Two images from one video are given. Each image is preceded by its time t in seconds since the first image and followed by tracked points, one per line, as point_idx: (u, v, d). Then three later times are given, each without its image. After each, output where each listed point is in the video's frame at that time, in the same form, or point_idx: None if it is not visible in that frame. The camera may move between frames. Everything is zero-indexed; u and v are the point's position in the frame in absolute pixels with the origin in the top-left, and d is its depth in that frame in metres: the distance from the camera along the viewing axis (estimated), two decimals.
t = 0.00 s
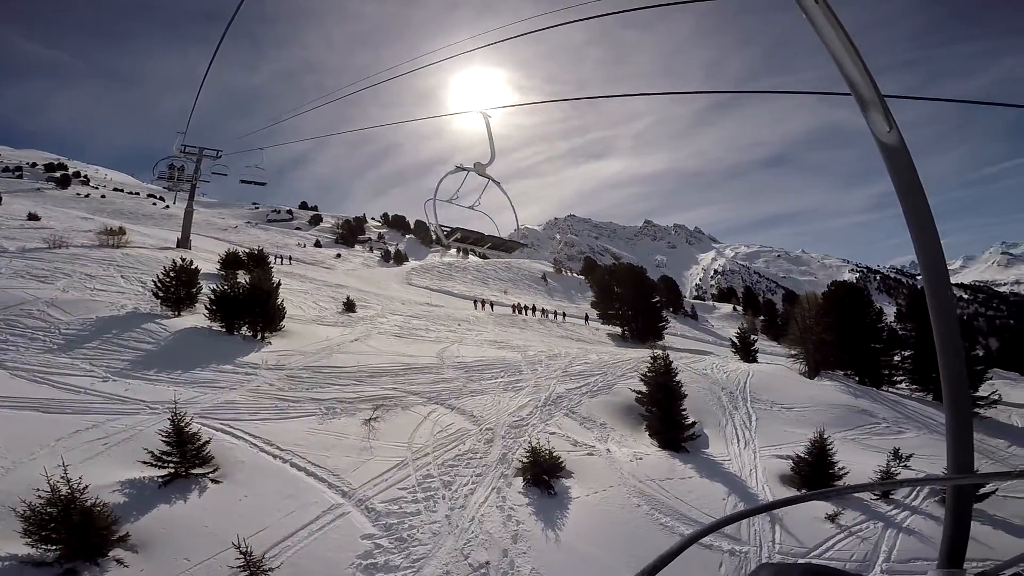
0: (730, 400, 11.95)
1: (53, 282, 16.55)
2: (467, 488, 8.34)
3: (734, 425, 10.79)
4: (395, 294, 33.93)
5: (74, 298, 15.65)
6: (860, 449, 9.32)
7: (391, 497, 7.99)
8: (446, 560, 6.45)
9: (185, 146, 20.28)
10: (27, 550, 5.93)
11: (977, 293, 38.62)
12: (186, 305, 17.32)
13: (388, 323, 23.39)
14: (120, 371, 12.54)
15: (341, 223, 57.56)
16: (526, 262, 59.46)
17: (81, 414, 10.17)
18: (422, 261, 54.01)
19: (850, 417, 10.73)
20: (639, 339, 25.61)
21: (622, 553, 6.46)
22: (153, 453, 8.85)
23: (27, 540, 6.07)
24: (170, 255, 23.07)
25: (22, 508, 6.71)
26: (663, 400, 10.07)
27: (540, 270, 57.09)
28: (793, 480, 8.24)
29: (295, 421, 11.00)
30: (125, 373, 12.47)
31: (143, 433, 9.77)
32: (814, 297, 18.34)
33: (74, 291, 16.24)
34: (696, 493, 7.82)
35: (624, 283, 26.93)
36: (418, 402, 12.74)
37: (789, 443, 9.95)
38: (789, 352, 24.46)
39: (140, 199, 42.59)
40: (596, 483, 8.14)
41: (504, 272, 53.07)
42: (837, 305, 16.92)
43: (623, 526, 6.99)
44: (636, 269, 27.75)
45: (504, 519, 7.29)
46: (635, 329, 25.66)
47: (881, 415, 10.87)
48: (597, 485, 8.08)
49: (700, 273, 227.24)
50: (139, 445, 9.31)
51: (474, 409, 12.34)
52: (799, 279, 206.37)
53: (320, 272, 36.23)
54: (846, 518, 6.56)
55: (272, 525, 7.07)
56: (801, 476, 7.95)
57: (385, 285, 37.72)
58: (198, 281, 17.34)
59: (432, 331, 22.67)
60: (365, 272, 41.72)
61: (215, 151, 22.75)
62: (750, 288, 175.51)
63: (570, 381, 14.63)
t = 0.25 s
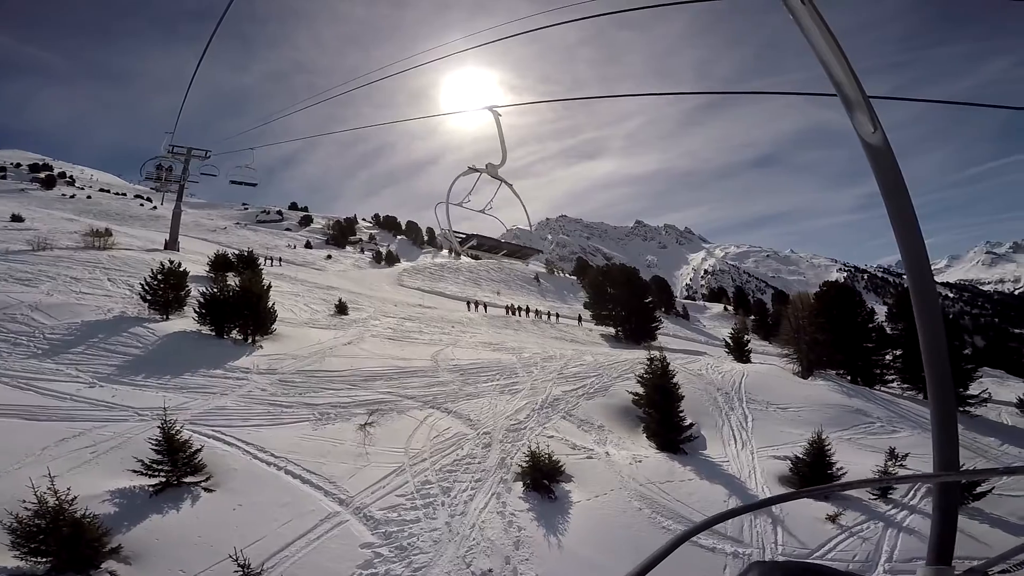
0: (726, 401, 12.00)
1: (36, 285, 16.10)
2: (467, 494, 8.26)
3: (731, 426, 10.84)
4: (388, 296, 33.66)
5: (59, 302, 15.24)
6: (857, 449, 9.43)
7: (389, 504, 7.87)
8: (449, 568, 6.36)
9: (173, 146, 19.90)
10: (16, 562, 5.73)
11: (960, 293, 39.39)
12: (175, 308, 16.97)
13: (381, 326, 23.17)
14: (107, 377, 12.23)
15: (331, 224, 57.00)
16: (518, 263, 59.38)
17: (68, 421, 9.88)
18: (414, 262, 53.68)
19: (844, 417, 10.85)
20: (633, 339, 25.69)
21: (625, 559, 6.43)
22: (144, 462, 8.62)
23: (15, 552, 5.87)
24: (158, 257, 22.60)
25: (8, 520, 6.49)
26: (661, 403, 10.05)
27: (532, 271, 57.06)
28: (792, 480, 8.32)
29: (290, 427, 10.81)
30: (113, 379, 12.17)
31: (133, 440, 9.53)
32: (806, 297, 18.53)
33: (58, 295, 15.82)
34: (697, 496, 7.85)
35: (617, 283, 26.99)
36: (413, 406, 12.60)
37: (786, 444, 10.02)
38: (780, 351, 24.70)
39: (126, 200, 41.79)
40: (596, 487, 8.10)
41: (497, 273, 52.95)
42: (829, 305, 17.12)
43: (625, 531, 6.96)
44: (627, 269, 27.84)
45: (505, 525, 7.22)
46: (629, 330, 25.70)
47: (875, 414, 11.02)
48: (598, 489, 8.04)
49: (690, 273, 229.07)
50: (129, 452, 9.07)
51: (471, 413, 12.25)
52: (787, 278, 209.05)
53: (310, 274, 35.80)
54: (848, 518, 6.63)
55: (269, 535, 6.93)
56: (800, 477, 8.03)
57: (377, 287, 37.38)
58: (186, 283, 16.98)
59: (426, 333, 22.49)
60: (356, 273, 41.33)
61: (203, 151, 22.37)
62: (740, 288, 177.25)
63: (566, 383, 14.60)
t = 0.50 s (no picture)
0: (724, 402, 12.07)
1: (18, 290, 15.66)
2: (469, 500, 8.18)
3: (729, 426, 10.90)
4: (380, 298, 33.35)
5: (42, 307, 14.83)
6: (855, 448, 9.53)
7: (390, 512, 7.76)
8: None
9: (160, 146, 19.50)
10: None
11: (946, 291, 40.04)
12: (164, 313, 16.62)
13: (374, 329, 22.92)
14: (95, 384, 11.91)
15: (322, 225, 56.40)
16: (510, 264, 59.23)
17: (54, 430, 9.60)
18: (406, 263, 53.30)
19: (841, 416, 10.96)
20: (627, 340, 25.84)
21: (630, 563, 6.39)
22: (135, 472, 8.40)
23: (4, 568, 5.66)
24: (145, 260, 22.13)
25: None
26: (660, 405, 10.05)
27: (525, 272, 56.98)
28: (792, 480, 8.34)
29: (284, 433, 10.61)
30: (101, 386, 11.85)
31: (123, 449, 9.27)
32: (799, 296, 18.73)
33: (42, 299, 15.41)
34: (700, 498, 7.87)
35: (611, 284, 26.99)
36: (410, 411, 12.47)
37: (784, 444, 10.09)
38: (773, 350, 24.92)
39: (111, 202, 40.93)
40: (598, 492, 8.06)
41: (489, 274, 52.77)
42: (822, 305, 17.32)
43: (629, 535, 6.94)
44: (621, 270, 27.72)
45: (507, 532, 7.14)
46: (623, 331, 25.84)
47: (870, 413, 11.17)
48: (600, 493, 8.00)
49: (680, 273, 230.84)
50: (118, 462, 8.82)
51: (469, 417, 12.15)
52: (775, 277, 211.69)
53: (301, 276, 35.34)
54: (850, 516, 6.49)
55: (267, 546, 6.78)
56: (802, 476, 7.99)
57: (369, 289, 37.01)
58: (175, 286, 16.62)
59: (420, 336, 22.29)
60: (347, 275, 40.89)
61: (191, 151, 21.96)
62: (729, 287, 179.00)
63: (564, 385, 14.57)
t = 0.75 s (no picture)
0: (720, 403, 12.11)
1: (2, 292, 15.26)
2: (469, 506, 8.10)
3: (726, 428, 10.93)
4: (374, 300, 33.11)
5: (28, 309, 14.47)
6: (851, 449, 9.63)
7: (389, 519, 7.65)
8: None
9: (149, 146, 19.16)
10: None
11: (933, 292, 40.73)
12: (153, 315, 16.30)
13: (369, 331, 22.73)
14: (83, 389, 11.64)
15: (314, 226, 55.92)
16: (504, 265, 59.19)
17: (41, 437, 9.35)
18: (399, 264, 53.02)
19: (836, 417, 11.06)
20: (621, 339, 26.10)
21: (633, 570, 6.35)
22: (126, 480, 8.19)
23: None
24: (134, 261, 21.72)
25: None
26: (659, 407, 10.02)
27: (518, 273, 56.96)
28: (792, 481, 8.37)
29: (279, 439, 10.45)
30: (89, 391, 11.60)
31: (113, 455, 9.06)
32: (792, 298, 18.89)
33: (28, 302, 15.04)
34: (702, 500, 7.92)
35: (606, 284, 27.04)
36: (406, 415, 12.35)
37: (781, 445, 10.15)
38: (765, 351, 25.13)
39: (99, 202, 40.26)
40: (598, 496, 8.01)
41: (483, 275, 52.68)
42: (816, 306, 17.49)
43: (631, 541, 6.89)
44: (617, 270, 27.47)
45: (510, 538, 7.08)
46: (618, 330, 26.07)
47: (865, 413, 11.29)
48: (600, 498, 7.95)
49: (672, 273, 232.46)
50: (109, 469, 8.61)
51: (466, 421, 12.06)
52: (765, 277, 213.50)
53: (293, 277, 34.98)
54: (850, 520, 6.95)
55: (264, 556, 6.64)
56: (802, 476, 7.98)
57: (362, 290, 36.70)
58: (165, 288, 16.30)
59: (415, 338, 22.15)
60: (340, 276, 40.56)
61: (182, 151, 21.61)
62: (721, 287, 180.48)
63: (560, 388, 14.53)
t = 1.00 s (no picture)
0: (718, 405, 12.15)
1: None
2: (471, 513, 8.03)
3: (725, 430, 10.96)
4: (368, 302, 32.83)
5: (13, 314, 14.11)
6: (850, 451, 9.70)
7: (390, 528, 7.55)
8: None
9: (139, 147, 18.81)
10: None
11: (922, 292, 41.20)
12: (143, 320, 15.98)
13: (363, 334, 22.49)
14: (71, 396, 11.36)
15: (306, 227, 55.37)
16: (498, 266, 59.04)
17: (29, 446, 9.09)
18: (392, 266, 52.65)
19: (833, 418, 11.15)
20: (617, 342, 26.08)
21: None
22: (117, 490, 7.97)
23: None
24: (122, 264, 21.30)
25: None
26: (659, 411, 10.01)
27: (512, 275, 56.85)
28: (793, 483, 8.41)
29: (275, 447, 10.27)
30: (78, 397, 11.32)
31: (103, 464, 8.82)
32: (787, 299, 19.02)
33: (13, 306, 14.67)
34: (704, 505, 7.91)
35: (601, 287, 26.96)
36: (404, 420, 12.21)
37: (780, 447, 10.19)
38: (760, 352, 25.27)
39: (85, 203, 39.50)
40: (600, 501, 7.98)
41: (477, 276, 52.48)
42: (811, 308, 17.62)
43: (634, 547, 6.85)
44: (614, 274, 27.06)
45: (514, 545, 7.01)
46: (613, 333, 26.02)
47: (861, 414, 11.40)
48: (603, 503, 7.92)
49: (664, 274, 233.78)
50: (100, 479, 8.38)
51: (464, 426, 11.96)
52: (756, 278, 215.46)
53: (285, 280, 34.55)
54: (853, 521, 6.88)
55: (263, 568, 6.51)
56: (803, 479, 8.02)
57: (355, 293, 36.35)
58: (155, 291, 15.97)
59: (411, 341, 21.95)
60: (332, 278, 40.14)
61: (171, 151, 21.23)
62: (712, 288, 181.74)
63: (558, 391, 14.49)
